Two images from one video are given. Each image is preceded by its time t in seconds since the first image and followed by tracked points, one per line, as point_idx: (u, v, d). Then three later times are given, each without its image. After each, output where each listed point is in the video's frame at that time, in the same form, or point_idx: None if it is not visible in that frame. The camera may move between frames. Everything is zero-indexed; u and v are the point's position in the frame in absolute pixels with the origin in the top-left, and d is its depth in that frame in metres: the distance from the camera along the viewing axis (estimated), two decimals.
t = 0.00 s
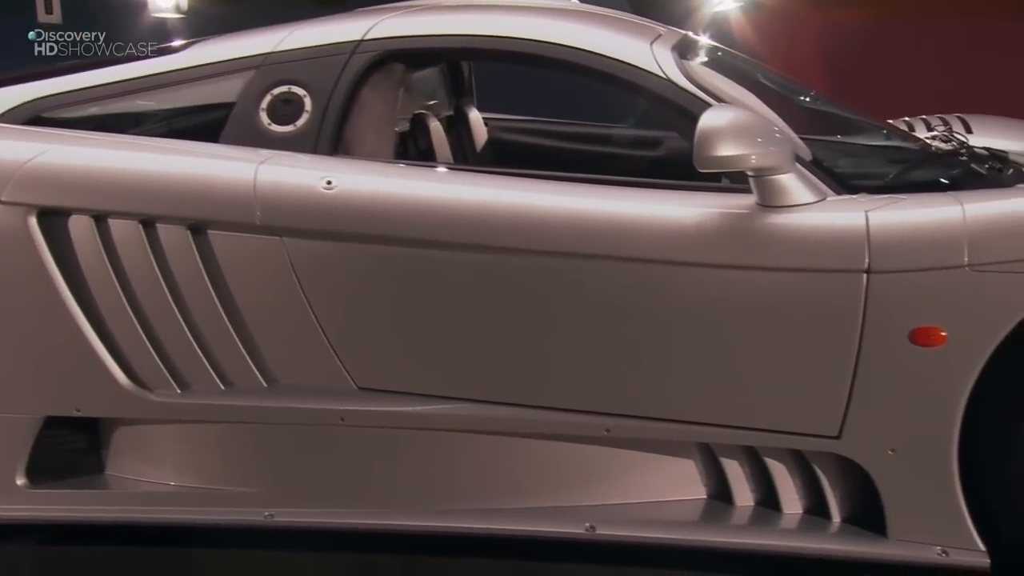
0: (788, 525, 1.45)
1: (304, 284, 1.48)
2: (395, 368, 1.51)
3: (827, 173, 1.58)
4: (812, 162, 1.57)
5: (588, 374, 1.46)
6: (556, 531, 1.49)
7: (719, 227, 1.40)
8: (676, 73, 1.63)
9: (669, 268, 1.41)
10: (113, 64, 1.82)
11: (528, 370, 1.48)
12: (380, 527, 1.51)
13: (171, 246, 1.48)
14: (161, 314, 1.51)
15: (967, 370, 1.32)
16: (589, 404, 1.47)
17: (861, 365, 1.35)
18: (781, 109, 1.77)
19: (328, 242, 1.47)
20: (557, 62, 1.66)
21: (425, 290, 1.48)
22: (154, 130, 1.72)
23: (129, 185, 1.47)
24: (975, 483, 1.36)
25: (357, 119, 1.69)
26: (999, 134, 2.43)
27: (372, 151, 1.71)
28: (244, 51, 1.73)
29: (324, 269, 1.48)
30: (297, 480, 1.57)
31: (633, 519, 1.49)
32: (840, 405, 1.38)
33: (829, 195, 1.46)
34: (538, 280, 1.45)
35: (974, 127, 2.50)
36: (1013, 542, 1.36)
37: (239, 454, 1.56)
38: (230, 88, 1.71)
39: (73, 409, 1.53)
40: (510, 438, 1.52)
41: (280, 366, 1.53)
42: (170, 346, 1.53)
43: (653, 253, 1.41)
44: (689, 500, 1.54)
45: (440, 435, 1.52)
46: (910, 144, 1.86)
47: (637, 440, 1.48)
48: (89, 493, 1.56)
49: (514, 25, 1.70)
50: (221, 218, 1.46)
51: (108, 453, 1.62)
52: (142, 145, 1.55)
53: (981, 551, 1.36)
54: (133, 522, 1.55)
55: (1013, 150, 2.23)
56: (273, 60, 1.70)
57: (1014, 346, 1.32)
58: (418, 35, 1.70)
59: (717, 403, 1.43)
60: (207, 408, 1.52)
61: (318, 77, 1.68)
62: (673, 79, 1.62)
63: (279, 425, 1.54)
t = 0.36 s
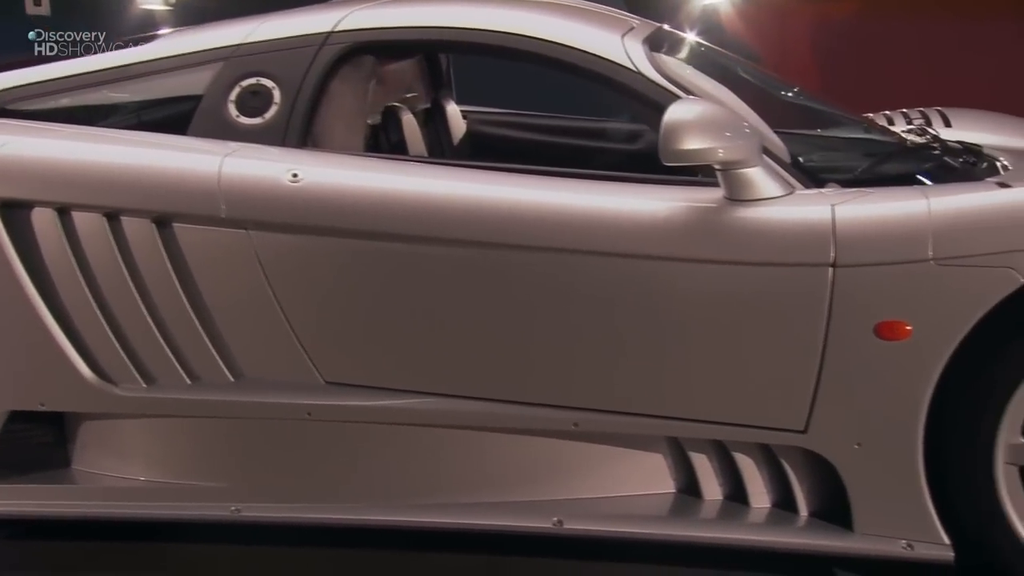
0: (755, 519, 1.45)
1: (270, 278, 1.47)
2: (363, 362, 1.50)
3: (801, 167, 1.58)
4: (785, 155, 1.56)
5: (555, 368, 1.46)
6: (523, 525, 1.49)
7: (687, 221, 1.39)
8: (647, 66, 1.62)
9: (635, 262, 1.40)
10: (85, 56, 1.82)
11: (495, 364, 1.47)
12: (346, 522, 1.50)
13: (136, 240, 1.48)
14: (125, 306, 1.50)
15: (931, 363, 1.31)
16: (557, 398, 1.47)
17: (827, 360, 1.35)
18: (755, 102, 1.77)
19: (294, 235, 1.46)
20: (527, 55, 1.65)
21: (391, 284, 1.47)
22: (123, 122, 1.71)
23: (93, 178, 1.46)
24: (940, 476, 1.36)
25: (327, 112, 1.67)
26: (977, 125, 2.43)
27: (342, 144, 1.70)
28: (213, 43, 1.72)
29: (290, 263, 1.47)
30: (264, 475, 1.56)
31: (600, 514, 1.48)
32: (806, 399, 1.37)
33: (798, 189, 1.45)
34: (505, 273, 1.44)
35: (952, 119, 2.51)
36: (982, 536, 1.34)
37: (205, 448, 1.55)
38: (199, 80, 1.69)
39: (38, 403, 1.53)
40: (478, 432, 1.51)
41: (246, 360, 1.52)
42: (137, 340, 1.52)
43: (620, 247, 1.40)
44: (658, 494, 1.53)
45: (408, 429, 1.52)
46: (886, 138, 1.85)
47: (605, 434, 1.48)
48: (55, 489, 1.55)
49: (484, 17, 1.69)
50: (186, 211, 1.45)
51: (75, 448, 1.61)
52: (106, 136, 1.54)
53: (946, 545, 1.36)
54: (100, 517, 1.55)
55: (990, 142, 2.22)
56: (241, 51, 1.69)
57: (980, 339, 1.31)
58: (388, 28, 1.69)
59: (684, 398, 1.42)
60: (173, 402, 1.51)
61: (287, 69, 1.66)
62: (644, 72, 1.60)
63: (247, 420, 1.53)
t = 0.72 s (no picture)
0: (718, 513, 1.45)
1: (231, 271, 1.46)
2: (324, 356, 1.49)
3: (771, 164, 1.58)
4: (756, 150, 1.55)
5: (517, 362, 1.45)
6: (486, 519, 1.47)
7: (648, 214, 1.39)
8: (613, 58, 1.61)
9: (597, 255, 1.39)
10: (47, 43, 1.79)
11: (457, 357, 1.46)
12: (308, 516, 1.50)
13: (94, 232, 1.46)
14: (84, 301, 1.50)
15: (890, 357, 1.31)
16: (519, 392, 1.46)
17: (787, 353, 1.35)
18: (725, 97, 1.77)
19: (255, 228, 1.45)
20: (490, 47, 1.63)
21: (352, 277, 1.46)
22: (86, 114, 1.70)
23: (49, 170, 1.44)
24: (899, 469, 1.36)
25: (291, 103, 1.66)
26: (952, 120, 2.43)
27: (307, 135, 1.69)
28: (176, 34, 1.70)
29: (251, 256, 1.46)
30: (228, 469, 1.56)
31: (563, 508, 1.48)
32: (766, 392, 1.37)
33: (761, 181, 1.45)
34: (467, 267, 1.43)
35: (927, 114, 2.50)
36: (941, 530, 1.34)
37: (169, 443, 1.56)
38: (161, 71, 1.68)
39: None
40: (441, 426, 1.51)
41: (207, 354, 1.51)
42: (97, 335, 1.52)
43: (581, 240, 1.39)
44: (622, 488, 1.53)
45: (370, 423, 1.51)
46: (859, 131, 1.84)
47: (567, 428, 1.47)
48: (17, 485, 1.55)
49: (449, 9, 1.67)
50: (142, 203, 1.44)
51: (36, 441, 1.62)
52: (65, 128, 1.53)
53: (905, 538, 1.36)
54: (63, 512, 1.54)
55: (962, 136, 2.22)
56: (204, 42, 1.67)
57: (938, 333, 1.30)
58: (352, 19, 1.68)
59: (645, 391, 1.42)
60: (133, 397, 1.52)
61: (250, 60, 1.65)
62: (609, 65, 1.59)
63: (209, 414, 1.53)
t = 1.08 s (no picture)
0: (676, 509, 1.44)
1: (186, 265, 1.45)
2: (281, 351, 1.48)
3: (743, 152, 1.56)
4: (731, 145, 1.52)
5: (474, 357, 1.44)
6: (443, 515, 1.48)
7: (606, 209, 1.38)
8: (574, 51, 1.60)
9: (554, 250, 1.38)
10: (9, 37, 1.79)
11: (414, 353, 1.45)
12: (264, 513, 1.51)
13: (46, 226, 1.45)
14: (37, 296, 1.48)
15: (845, 352, 1.31)
16: (477, 388, 1.45)
17: (743, 348, 1.34)
18: (695, 86, 1.75)
19: (209, 221, 1.43)
20: (452, 40, 1.62)
21: (308, 272, 1.44)
22: (45, 107, 1.69)
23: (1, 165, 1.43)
24: (856, 465, 1.36)
25: (250, 97, 1.64)
26: (920, 118, 2.43)
27: (266, 129, 1.67)
28: (135, 26, 1.69)
29: (205, 249, 1.44)
30: (184, 467, 1.54)
31: (521, 504, 1.47)
32: (723, 387, 1.37)
33: (719, 176, 1.45)
34: (423, 262, 1.42)
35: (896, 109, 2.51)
36: (896, 525, 1.34)
37: (126, 440, 1.55)
38: (119, 64, 1.66)
39: None
40: (400, 421, 1.50)
41: (163, 350, 1.50)
42: (51, 331, 1.50)
43: (537, 235, 1.38)
44: (581, 483, 1.53)
45: (327, 419, 1.50)
46: (831, 125, 1.85)
47: (525, 423, 1.47)
48: None
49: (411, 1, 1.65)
50: (95, 198, 1.43)
51: None
52: (18, 121, 1.51)
53: (860, 532, 1.36)
54: (19, 508, 1.54)
55: (930, 131, 2.23)
56: (163, 34, 1.65)
57: (893, 329, 1.30)
58: (313, 10, 1.65)
59: (603, 386, 1.41)
60: (86, 394, 1.51)
61: (208, 52, 1.63)
62: (571, 59, 1.58)
63: (165, 410, 1.52)
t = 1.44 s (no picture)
0: (635, 505, 1.43)
1: (140, 261, 1.44)
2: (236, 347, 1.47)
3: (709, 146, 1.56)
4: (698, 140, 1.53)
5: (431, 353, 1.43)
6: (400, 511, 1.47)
7: (562, 204, 1.37)
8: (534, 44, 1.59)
9: (509, 246, 1.37)
10: None
11: (370, 349, 1.45)
12: (220, 510, 1.49)
13: None
14: None
15: (799, 347, 1.31)
16: (433, 383, 1.45)
17: (698, 344, 1.34)
18: (667, 81, 1.74)
19: (162, 216, 1.42)
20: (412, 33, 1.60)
21: (263, 268, 1.43)
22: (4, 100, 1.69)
23: None
24: (811, 460, 1.36)
25: (207, 90, 1.62)
26: (886, 118, 2.43)
27: (224, 123, 1.65)
28: (92, 18, 1.67)
29: (158, 245, 1.43)
30: (139, 464, 1.53)
31: (479, 500, 1.46)
32: (679, 383, 1.36)
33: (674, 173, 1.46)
34: (378, 257, 1.41)
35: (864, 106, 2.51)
36: (850, 520, 1.34)
37: (80, 437, 1.53)
38: (75, 57, 1.64)
39: None
40: (356, 417, 1.48)
41: (118, 345, 1.49)
42: (3, 327, 1.49)
43: (492, 231, 1.37)
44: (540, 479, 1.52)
45: (283, 416, 1.49)
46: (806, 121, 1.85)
47: (482, 419, 1.46)
48: None
49: None
50: (46, 192, 1.42)
51: None
52: None
53: (815, 527, 1.37)
54: None
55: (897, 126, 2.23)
56: (119, 26, 1.63)
57: (845, 323, 1.31)
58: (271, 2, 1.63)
59: (560, 382, 1.41)
60: (37, 390, 1.49)
61: (165, 45, 1.61)
62: (531, 52, 1.57)
63: (119, 407, 1.50)
